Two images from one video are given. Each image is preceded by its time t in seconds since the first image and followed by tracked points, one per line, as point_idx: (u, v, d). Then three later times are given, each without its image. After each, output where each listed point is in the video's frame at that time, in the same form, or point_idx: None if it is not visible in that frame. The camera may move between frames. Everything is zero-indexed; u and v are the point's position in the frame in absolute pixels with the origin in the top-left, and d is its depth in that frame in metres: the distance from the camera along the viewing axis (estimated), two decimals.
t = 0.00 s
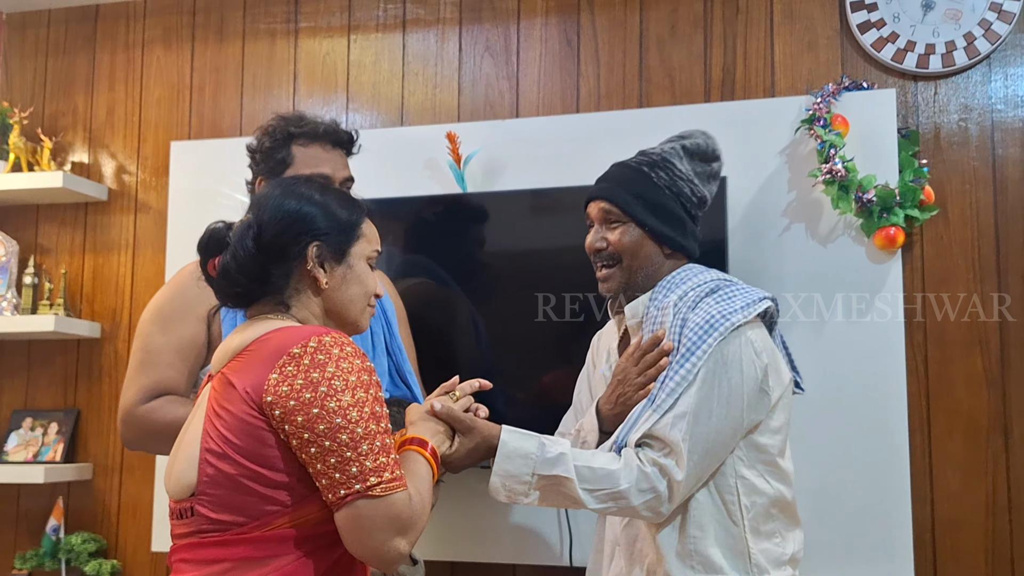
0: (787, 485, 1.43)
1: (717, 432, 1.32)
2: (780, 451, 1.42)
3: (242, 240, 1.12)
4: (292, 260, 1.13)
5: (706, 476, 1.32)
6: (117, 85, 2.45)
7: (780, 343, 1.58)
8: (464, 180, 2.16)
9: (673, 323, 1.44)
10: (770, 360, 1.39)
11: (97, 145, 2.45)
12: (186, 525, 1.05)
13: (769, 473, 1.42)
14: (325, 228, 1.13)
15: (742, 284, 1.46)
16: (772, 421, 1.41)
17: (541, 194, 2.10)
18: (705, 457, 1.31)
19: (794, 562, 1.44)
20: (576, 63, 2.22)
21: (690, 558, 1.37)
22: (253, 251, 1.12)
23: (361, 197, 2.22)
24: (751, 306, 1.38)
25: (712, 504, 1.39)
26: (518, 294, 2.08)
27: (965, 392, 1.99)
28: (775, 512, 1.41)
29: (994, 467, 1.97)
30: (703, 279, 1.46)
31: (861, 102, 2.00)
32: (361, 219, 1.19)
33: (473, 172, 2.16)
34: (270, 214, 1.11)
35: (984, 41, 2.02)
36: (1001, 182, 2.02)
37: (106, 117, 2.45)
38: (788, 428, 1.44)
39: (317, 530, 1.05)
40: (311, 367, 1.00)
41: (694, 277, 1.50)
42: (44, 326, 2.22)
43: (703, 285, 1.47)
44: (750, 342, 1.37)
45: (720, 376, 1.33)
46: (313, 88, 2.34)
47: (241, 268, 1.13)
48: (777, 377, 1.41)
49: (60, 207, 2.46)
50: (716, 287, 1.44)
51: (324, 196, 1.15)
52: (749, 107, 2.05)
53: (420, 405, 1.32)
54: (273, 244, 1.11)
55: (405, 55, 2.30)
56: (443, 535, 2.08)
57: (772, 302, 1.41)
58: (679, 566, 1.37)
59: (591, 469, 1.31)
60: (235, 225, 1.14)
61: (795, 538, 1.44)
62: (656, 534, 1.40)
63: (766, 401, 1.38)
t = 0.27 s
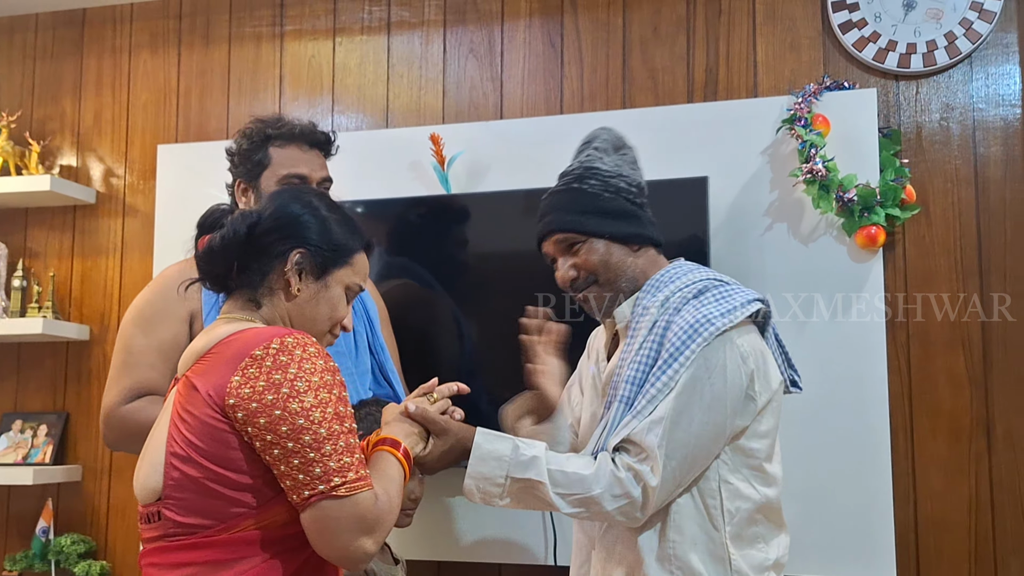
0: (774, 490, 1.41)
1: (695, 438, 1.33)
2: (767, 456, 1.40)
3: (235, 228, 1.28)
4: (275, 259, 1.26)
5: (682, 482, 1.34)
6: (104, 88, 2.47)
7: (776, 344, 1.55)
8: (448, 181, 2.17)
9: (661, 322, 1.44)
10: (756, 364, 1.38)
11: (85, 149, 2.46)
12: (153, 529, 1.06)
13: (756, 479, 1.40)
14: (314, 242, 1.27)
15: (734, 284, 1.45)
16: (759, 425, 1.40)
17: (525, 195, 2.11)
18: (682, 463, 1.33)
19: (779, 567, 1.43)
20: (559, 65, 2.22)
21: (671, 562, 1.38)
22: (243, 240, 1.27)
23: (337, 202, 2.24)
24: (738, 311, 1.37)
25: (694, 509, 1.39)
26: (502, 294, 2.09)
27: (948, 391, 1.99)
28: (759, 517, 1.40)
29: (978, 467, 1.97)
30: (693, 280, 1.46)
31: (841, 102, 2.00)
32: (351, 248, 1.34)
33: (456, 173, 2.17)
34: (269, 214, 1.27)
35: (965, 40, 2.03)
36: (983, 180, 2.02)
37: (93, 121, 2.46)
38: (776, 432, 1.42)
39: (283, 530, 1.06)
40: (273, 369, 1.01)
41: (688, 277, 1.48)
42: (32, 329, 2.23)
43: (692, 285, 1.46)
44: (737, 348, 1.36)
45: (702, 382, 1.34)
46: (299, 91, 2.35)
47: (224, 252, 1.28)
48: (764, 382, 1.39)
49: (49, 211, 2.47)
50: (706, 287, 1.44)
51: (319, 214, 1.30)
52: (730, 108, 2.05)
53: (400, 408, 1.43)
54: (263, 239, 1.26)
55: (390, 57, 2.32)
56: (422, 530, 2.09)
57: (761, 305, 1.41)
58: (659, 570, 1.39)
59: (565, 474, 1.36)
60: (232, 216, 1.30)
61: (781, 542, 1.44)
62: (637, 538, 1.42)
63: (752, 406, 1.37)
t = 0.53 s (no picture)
0: (742, 486, 1.37)
1: (657, 434, 1.27)
2: (732, 450, 1.37)
3: (226, 229, 1.25)
4: (255, 268, 1.24)
5: (649, 483, 1.27)
6: (87, 90, 2.47)
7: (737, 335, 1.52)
8: (429, 181, 2.17)
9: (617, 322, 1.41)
10: (714, 357, 1.33)
11: (68, 150, 2.46)
12: (112, 531, 1.07)
13: (722, 475, 1.36)
14: (299, 263, 1.24)
15: (693, 278, 1.42)
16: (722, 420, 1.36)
17: (505, 195, 2.11)
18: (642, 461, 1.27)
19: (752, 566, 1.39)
20: (541, 64, 2.22)
21: (636, 563, 1.33)
22: (229, 243, 1.24)
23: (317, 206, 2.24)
24: (691, 303, 1.34)
25: (659, 507, 1.34)
26: (482, 294, 2.09)
27: (929, 387, 1.99)
28: (728, 515, 1.35)
29: (958, 463, 1.97)
30: (648, 275, 1.43)
31: (821, 100, 2.00)
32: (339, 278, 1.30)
33: (437, 173, 2.17)
34: (262, 225, 1.24)
35: (945, 38, 2.03)
36: (963, 178, 2.02)
37: (77, 123, 2.47)
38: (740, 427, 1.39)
39: (242, 531, 1.07)
40: (231, 370, 1.02)
41: (636, 271, 1.46)
42: (15, 330, 2.23)
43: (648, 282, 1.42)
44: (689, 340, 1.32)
45: (656, 376, 1.29)
46: (282, 91, 2.36)
47: (207, 253, 1.26)
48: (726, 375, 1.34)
49: (33, 213, 2.47)
50: (660, 282, 1.40)
51: (311, 237, 1.27)
52: (711, 107, 2.06)
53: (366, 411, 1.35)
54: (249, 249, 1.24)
55: (372, 57, 2.32)
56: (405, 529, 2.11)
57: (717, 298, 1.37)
58: (625, 572, 1.34)
59: (530, 476, 1.29)
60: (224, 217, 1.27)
61: (753, 540, 1.39)
62: (603, 542, 1.37)
63: (713, 399, 1.32)
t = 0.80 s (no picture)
0: (709, 478, 1.34)
1: (617, 427, 1.26)
2: (698, 442, 1.34)
3: (213, 232, 1.22)
4: (233, 273, 1.20)
5: (611, 477, 1.26)
6: (75, 89, 2.49)
7: (706, 327, 1.49)
8: (411, 177, 2.18)
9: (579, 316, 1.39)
10: (673, 348, 1.33)
11: (56, 149, 2.48)
12: (71, 519, 1.12)
13: (688, 467, 1.33)
14: (277, 274, 1.20)
15: (653, 270, 1.40)
16: (686, 411, 1.34)
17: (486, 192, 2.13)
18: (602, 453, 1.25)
19: (721, 560, 1.36)
20: (522, 60, 2.24)
21: (600, 557, 1.30)
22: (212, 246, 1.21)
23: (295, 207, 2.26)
24: (649, 296, 1.33)
25: (623, 500, 1.32)
26: (462, 290, 2.10)
27: (906, 382, 2.00)
28: (695, 507, 1.32)
29: (936, 457, 1.98)
30: (608, 269, 1.41)
31: (798, 95, 2.01)
32: (316, 296, 1.26)
33: (419, 170, 2.19)
34: (249, 232, 1.21)
35: (922, 33, 2.03)
36: (940, 173, 2.03)
37: (64, 121, 2.49)
38: (706, 419, 1.37)
39: (196, 524, 1.12)
40: (190, 364, 1.05)
41: (595, 268, 1.44)
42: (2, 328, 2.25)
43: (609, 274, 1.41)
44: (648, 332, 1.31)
45: (614, 369, 1.28)
46: (266, 89, 2.38)
47: (193, 250, 1.22)
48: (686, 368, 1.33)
49: (21, 210, 2.49)
50: (621, 275, 1.39)
51: (295, 251, 1.23)
52: (689, 103, 2.06)
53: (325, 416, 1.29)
54: (232, 253, 1.20)
55: (355, 54, 2.33)
56: (387, 526, 2.12)
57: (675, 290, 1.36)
58: (590, 566, 1.31)
59: (495, 474, 1.27)
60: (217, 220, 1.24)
61: (722, 533, 1.36)
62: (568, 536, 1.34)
63: (674, 391, 1.31)
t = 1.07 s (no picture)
0: (677, 474, 1.35)
1: (582, 420, 1.27)
2: (665, 438, 1.35)
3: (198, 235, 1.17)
4: (214, 279, 1.16)
5: (575, 470, 1.28)
6: (65, 88, 2.51)
7: (682, 324, 1.48)
8: (397, 175, 2.20)
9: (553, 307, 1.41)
10: (644, 344, 1.33)
11: (47, 148, 2.51)
12: (44, 509, 1.14)
13: (655, 463, 1.34)
14: (257, 280, 1.16)
15: (629, 267, 1.41)
16: (655, 407, 1.35)
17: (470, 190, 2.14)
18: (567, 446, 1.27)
19: (688, 556, 1.37)
20: (508, 59, 2.25)
21: (565, 549, 1.32)
22: (196, 251, 1.17)
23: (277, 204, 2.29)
24: (620, 292, 1.33)
25: (589, 494, 1.33)
26: (447, 288, 2.11)
27: (888, 376, 2.01)
28: (661, 503, 1.33)
29: (918, 450, 1.99)
30: (583, 265, 1.42)
31: (778, 93, 2.02)
32: (300, 304, 1.21)
33: (405, 168, 2.20)
34: (232, 235, 1.17)
35: (904, 30, 2.04)
36: (922, 169, 2.04)
37: (55, 121, 2.51)
38: (676, 416, 1.37)
39: (167, 518, 1.14)
40: (164, 360, 1.06)
41: (573, 263, 1.44)
42: None
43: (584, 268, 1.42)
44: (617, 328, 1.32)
45: (582, 363, 1.30)
46: (254, 88, 2.39)
47: (177, 254, 1.18)
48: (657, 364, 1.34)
49: (13, 210, 2.51)
50: (595, 271, 1.40)
51: (277, 256, 1.19)
52: (672, 101, 2.08)
53: (294, 408, 1.33)
54: (214, 257, 1.16)
55: (342, 53, 2.35)
56: (370, 516, 2.12)
57: (649, 287, 1.37)
58: (555, 558, 1.32)
59: (459, 464, 1.29)
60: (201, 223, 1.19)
61: (690, 530, 1.37)
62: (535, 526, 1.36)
63: (643, 386, 1.32)
